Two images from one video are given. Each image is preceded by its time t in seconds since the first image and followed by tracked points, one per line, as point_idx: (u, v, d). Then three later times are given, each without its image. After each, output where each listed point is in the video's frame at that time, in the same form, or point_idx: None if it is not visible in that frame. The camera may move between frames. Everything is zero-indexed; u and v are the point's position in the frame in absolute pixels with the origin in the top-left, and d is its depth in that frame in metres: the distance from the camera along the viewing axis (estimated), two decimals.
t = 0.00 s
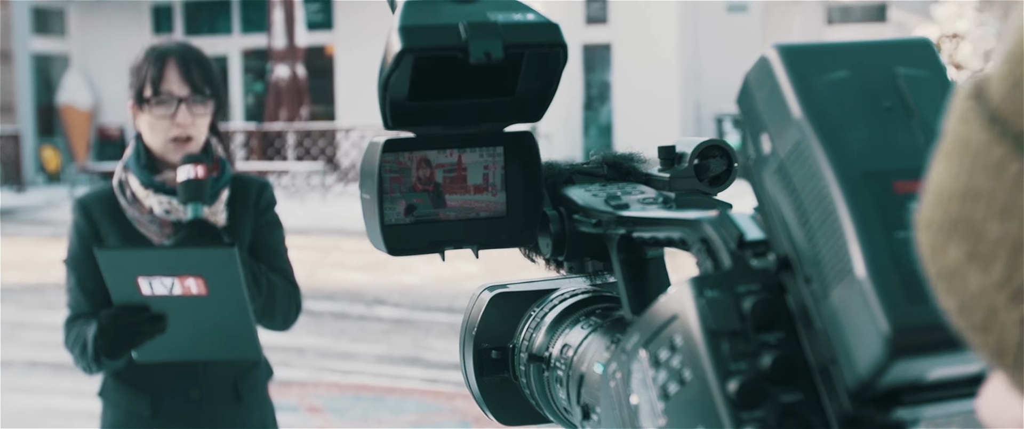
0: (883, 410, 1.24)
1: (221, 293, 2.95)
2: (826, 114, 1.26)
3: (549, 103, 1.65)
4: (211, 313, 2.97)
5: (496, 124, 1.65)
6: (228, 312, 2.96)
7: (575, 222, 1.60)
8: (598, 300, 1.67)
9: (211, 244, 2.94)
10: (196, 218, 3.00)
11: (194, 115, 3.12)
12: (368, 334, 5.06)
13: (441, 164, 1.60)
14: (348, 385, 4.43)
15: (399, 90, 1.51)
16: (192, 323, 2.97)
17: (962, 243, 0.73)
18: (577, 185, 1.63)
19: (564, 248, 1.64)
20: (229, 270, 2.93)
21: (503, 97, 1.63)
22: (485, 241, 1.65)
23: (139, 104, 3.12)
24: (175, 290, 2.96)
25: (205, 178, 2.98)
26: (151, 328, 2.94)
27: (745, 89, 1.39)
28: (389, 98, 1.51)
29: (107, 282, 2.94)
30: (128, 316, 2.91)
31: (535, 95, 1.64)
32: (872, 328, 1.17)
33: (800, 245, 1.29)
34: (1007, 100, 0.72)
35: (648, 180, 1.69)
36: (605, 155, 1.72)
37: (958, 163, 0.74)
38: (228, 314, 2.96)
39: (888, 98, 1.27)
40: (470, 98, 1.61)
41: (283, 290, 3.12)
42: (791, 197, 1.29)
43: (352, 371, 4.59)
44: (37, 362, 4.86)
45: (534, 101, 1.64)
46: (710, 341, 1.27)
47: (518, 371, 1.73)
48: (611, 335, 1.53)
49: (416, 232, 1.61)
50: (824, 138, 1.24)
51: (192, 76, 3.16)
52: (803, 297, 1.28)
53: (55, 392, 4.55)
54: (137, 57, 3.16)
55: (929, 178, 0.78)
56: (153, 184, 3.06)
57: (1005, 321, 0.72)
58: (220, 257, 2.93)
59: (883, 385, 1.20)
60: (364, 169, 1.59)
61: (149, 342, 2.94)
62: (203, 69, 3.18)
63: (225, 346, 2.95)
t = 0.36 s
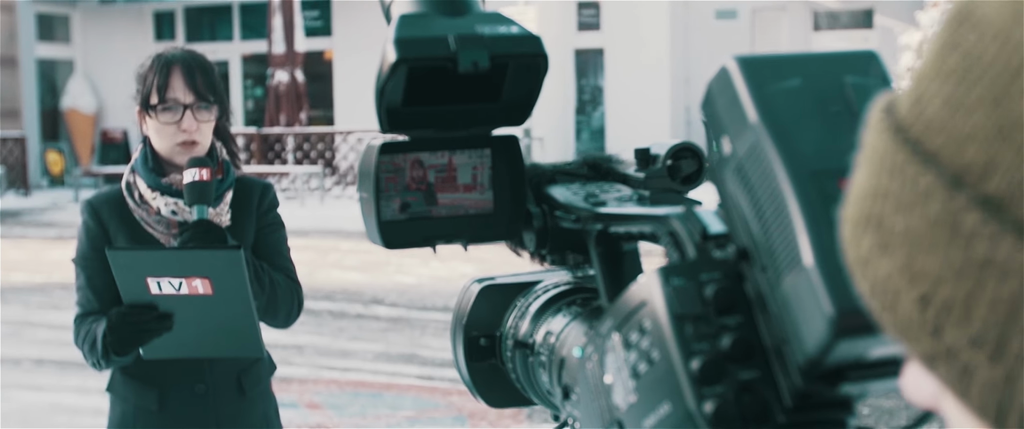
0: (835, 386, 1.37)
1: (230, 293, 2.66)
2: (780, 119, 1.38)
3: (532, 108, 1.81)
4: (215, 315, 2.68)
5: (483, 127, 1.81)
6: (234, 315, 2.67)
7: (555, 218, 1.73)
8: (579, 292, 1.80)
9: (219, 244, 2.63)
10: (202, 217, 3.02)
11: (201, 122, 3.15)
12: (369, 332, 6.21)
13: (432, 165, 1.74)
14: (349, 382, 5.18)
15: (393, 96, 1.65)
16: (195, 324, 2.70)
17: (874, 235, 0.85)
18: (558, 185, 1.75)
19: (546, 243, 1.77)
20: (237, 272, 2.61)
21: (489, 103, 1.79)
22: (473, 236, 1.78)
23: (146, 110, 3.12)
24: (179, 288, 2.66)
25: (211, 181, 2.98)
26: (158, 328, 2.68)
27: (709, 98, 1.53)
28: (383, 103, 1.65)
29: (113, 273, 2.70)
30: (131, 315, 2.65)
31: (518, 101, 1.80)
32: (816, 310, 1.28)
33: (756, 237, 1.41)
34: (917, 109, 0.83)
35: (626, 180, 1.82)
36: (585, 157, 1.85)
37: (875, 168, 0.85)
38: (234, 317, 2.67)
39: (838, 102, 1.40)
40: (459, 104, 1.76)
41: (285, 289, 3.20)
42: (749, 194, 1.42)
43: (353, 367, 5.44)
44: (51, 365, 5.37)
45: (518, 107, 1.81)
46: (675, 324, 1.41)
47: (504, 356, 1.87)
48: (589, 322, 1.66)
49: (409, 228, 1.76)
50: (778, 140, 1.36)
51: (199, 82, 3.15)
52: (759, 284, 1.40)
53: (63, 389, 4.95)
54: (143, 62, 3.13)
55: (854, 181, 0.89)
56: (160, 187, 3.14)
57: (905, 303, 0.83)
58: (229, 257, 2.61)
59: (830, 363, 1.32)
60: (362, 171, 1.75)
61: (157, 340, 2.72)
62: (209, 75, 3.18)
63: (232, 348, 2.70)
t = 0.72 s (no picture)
0: (796, 366, 1.48)
1: (232, 288, 3.17)
2: (745, 119, 1.51)
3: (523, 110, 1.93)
4: (221, 306, 3.21)
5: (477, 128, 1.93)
6: (237, 306, 3.19)
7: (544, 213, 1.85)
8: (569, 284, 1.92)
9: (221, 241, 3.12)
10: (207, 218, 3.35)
11: (207, 122, 3.54)
12: (368, 331, 7.84)
13: (429, 165, 1.86)
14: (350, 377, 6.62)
15: (392, 99, 1.78)
16: (203, 314, 3.23)
17: (810, 228, 1.08)
18: (547, 184, 1.87)
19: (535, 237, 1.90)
20: (238, 267, 3.13)
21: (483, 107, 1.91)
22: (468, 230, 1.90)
23: (156, 112, 3.53)
24: (188, 282, 3.17)
25: (216, 182, 3.38)
26: (165, 320, 3.21)
27: (682, 102, 1.66)
28: (383, 105, 1.78)
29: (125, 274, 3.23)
30: (140, 311, 3.18)
31: (510, 105, 1.92)
32: (776, 295, 1.40)
33: (724, 229, 1.53)
34: (848, 116, 1.05)
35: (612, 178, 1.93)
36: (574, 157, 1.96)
37: (812, 172, 1.08)
38: (237, 308, 3.20)
39: (799, 105, 1.52)
40: (454, 107, 1.88)
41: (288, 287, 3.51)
42: (718, 191, 1.54)
43: (352, 363, 6.96)
44: (61, 363, 6.60)
45: (510, 110, 1.93)
46: (651, 310, 1.53)
47: (497, 343, 1.99)
48: (575, 311, 1.78)
49: (407, 223, 1.89)
50: (743, 138, 1.48)
51: (203, 85, 3.54)
52: (728, 273, 1.53)
53: (74, 385, 6.01)
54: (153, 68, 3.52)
55: (799, 181, 1.12)
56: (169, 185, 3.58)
57: (836, 285, 1.06)
58: (230, 253, 3.11)
59: (792, 344, 1.43)
60: (364, 170, 1.87)
61: (166, 333, 3.28)
62: (214, 77, 3.56)
63: (237, 335, 3.25)
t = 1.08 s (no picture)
0: (765, 349, 1.61)
1: (238, 287, 3.29)
2: (718, 121, 1.62)
3: (513, 115, 2.06)
4: (228, 305, 3.33)
5: (470, 130, 2.06)
6: (245, 305, 3.32)
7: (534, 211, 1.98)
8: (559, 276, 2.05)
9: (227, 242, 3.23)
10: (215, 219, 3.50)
11: (216, 125, 3.77)
12: (371, 328, 8.29)
13: (427, 166, 1.98)
14: (353, 373, 7.15)
15: (391, 103, 1.91)
16: (211, 312, 3.36)
17: (777, 221, 1.22)
18: (539, 183, 2.00)
19: (526, 232, 2.04)
20: (244, 266, 3.24)
21: (476, 111, 2.05)
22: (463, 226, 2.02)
23: (166, 115, 3.76)
24: (196, 281, 3.30)
25: (224, 183, 3.53)
26: (174, 318, 3.34)
27: (661, 107, 1.79)
28: (383, 108, 1.91)
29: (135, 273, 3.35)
30: (150, 309, 3.31)
31: (502, 109, 2.04)
32: (746, 284, 1.50)
33: (699, 224, 1.65)
34: (810, 118, 1.20)
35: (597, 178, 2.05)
36: (563, 158, 2.08)
37: (779, 169, 1.23)
38: (243, 307, 3.32)
39: (769, 111, 1.63)
40: (449, 111, 2.01)
41: (295, 284, 3.67)
42: (695, 189, 1.66)
43: (355, 359, 7.48)
44: (71, 360, 7.64)
45: (501, 115, 2.05)
46: (632, 300, 1.66)
47: (491, 333, 2.11)
48: (564, 302, 1.90)
49: (406, 220, 2.00)
50: (715, 139, 1.60)
51: (212, 91, 3.78)
52: (702, 264, 1.65)
53: (83, 382, 7.04)
54: (165, 74, 3.76)
55: (769, 176, 1.26)
56: (177, 186, 3.79)
57: (799, 273, 1.20)
58: (237, 254, 3.23)
59: (761, 329, 1.54)
60: (365, 170, 1.99)
61: (175, 330, 3.41)
62: (222, 83, 3.81)
63: (243, 333, 3.37)
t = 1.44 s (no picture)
0: (743, 337, 1.72)
1: (248, 281, 3.41)
2: (698, 124, 1.74)
3: (507, 117, 2.18)
4: (238, 299, 3.46)
5: (466, 132, 2.18)
6: (254, 300, 3.44)
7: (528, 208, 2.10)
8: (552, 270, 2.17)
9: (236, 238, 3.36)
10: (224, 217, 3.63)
11: (223, 126, 3.93)
12: (374, 326, 8.44)
13: (427, 166, 2.09)
14: (356, 370, 7.28)
15: (392, 106, 2.02)
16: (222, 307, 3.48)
17: (750, 217, 1.31)
18: (533, 182, 2.12)
19: (520, 229, 2.15)
20: (253, 261, 3.37)
21: (473, 114, 2.17)
22: (461, 223, 2.13)
23: (175, 118, 3.91)
24: (207, 276, 3.42)
25: (230, 183, 3.67)
26: (185, 313, 3.46)
27: (646, 109, 1.90)
28: (385, 111, 2.02)
29: (148, 270, 3.48)
30: (163, 304, 3.43)
31: (498, 112, 2.17)
32: (723, 275, 1.61)
33: (680, 221, 1.77)
34: (783, 121, 1.29)
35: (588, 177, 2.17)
36: (556, 159, 2.20)
37: (753, 170, 1.32)
38: (253, 301, 3.44)
39: (746, 114, 1.75)
40: (448, 113, 2.12)
41: (300, 281, 3.80)
42: (676, 187, 1.78)
43: (359, 356, 7.60)
44: (80, 356, 7.86)
45: (498, 118, 2.18)
46: (618, 290, 1.77)
47: (487, 325, 2.23)
48: (556, 293, 2.02)
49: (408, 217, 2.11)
50: (695, 142, 1.71)
51: (219, 94, 3.94)
52: (683, 258, 1.78)
53: (93, 378, 7.25)
54: (173, 79, 3.92)
55: (744, 176, 1.34)
56: (185, 187, 3.91)
57: (772, 265, 1.28)
58: (246, 249, 3.36)
59: (738, 317, 1.65)
60: (368, 170, 2.10)
61: (187, 325, 3.54)
62: (228, 86, 3.97)
63: (253, 327, 3.49)
